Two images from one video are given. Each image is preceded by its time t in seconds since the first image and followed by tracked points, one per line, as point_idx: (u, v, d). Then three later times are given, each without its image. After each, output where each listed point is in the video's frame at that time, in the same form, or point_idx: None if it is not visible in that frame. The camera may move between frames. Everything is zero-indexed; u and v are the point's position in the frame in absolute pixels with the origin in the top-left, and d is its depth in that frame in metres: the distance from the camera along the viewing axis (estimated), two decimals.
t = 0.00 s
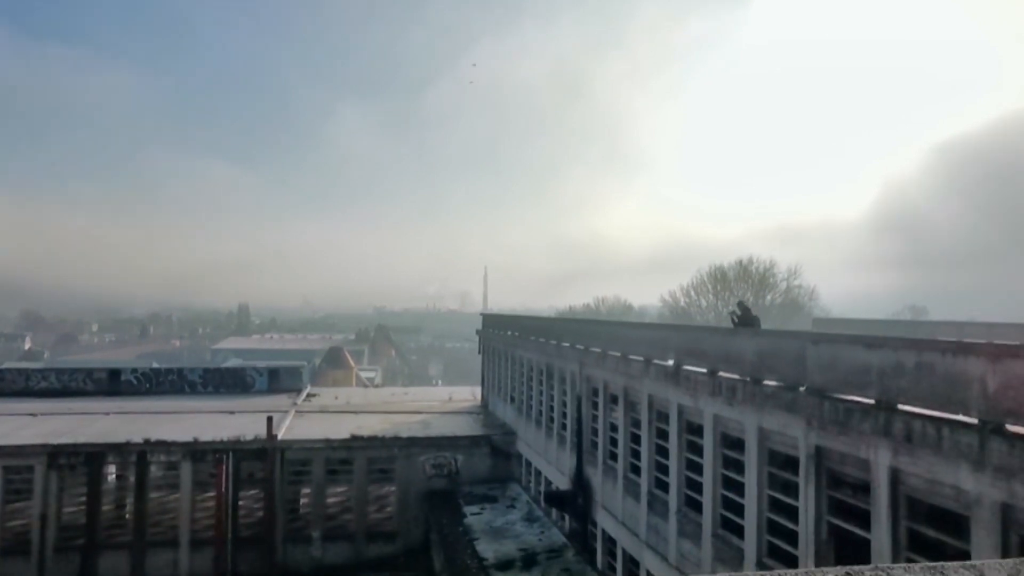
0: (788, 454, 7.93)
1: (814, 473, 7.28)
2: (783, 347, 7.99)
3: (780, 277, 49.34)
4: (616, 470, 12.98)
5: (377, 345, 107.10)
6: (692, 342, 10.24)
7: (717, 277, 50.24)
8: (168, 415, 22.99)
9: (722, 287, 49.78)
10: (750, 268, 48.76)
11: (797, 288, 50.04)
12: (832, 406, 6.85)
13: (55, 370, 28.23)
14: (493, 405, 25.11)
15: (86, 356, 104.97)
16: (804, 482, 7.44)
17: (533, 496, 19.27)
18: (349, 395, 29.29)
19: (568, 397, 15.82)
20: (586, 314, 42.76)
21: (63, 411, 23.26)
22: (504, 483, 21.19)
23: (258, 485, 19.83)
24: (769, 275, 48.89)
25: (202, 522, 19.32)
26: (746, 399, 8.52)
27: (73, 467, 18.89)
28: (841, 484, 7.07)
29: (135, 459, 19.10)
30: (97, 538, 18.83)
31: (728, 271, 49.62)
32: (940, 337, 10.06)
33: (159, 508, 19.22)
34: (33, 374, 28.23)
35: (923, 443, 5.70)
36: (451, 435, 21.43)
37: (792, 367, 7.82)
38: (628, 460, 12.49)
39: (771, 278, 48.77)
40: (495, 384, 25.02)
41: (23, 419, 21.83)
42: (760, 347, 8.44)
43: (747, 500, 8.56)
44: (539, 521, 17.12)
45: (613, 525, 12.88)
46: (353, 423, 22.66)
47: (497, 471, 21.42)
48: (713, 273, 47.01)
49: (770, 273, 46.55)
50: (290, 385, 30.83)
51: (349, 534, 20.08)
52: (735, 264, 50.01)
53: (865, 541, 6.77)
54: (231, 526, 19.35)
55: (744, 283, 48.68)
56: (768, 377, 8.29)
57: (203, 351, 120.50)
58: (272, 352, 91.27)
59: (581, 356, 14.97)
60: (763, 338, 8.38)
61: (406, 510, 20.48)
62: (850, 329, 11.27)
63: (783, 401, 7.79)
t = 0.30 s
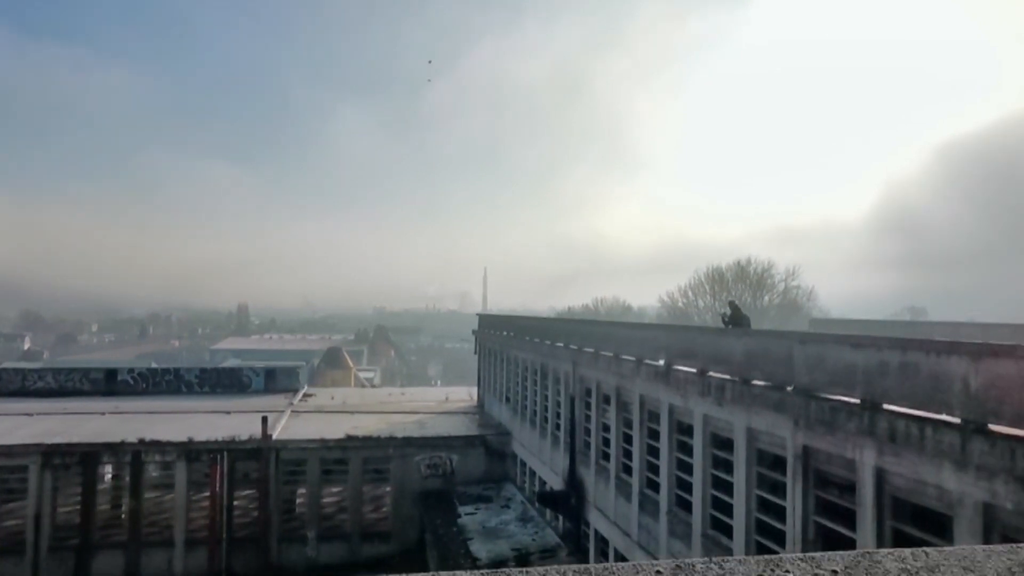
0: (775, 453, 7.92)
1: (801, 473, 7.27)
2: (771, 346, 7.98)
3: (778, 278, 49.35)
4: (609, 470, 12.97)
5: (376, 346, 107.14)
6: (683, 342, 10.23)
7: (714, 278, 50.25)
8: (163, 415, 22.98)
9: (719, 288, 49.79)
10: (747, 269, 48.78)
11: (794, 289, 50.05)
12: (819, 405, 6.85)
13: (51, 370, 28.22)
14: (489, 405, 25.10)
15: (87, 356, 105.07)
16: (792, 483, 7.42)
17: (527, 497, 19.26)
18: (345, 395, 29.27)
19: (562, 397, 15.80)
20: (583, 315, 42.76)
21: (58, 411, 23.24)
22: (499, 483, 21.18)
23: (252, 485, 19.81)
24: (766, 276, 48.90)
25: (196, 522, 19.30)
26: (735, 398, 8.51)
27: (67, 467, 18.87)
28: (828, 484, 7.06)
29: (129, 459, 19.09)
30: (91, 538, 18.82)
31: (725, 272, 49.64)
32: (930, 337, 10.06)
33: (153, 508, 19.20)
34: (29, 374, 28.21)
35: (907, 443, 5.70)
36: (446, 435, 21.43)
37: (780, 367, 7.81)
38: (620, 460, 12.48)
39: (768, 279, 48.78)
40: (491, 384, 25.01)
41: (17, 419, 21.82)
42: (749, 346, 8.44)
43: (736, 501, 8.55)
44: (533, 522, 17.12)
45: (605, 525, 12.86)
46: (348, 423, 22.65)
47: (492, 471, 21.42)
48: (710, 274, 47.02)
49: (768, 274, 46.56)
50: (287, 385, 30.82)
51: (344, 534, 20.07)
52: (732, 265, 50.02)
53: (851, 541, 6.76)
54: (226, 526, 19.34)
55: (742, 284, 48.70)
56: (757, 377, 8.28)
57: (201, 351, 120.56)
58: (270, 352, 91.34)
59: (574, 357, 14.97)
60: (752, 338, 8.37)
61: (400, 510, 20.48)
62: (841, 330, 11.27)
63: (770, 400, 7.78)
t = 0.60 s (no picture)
0: (764, 455, 7.86)
1: (789, 475, 7.21)
2: (760, 348, 7.92)
3: (776, 279, 49.32)
4: (601, 472, 12.91)
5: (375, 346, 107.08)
6: (674, 342, 10.17)
7: (713, 279, 50.23)
8: (157, 415, 22.93)
9: (718, 288, 49.75)
10: (746, 270, 48.73)
11: (793, 289, 50.00)
12: (806, 407, 6.80)
13: (47, 371, 28.17)
14: (485, 406, 25.03)
15: (87, 356, 105.06)
16: (780, 485, 7.36)
17: (522, 498, 19.21)
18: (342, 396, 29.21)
19: (556, 398, 15.73)
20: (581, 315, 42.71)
21: (52, 411, 23.20)
22: (494, 484, 21.12)
23: (246, 486, 19.75)
24: (765, 276, 48.86)
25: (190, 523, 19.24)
26: (724, 400, 8.46)
27: (60, 467, 18.82)
28: (816, 487, 7.01)
29: (123, 459, 19.02)
30: (85, 539, 18.76)
31: (724, 273, 49.61)
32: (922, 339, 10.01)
33: (147, 509, 19.13)
34: (25, 374, 28.17)
35: (893, 445, 5.64)
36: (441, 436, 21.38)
37: (769, 368, 7.75)
38: (612, 462, 12.42)
39: (767, 280, 48.73)
40: (487, 385, 24.95)
41: (12, 420, 21.77)
42: (738, 348, 8.37)
43: (726, 503, 8.49)
44: (527, 523, 17.05)
45: (598, 527, 12.80)
46: (344, 424, 22.60)
47: (487, 472, 21.37)
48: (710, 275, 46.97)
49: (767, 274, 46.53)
50: (283, 386, 30.75)
51: (338, 535, 20.01)
52: (731, 266, 49.98)
53: (839, 545, 6.70)
54: (220, 527, 19.27)
55: (741, 284, 48.65)
56: (746, 378, 8.23)
57: (201, 351, 120.50)
58: (270, 352, 91.33)
59: (568, 357, 14.92)
60: (741, 339, 8.31)
61: (395, 511, 20.42)
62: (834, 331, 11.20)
63: (759, 402, 7.73)
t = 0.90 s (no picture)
0: (753, 456, 7.83)
1: (777, 476, 7.18)
2: (748, 348, 7.89)
3: (775, 279, 49.28)
4: (594, 472, 12.88)
5: (374, 346, 107.07)
6: (665, 342, 10.14)
7: (712, 280, 50.20)
8: (153, 416, 22.90)
9: (717, 289, 49.71)
10: (745, 270, 48.70)
11: (792, 290, 49.96)
12: (793, 408, 6.77)
13: (43, 371, 28.16)
14: (481, 407, 24.99)
15: (87, 356, 105.06)
16: (767, 486, 7.33)
17: (517, 499, 19.17)
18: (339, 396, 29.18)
19: (550, 399, 15.70)
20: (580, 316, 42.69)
21: (47, 412, 23.17)
22: (489, 485, 21.09)
23: (241, 486, 19.71)
24: (764, 277, 48.83)
25: (184, 523, 19.20)
26: (713, 401, 8.43)
27: (54, 468, 18.79)
28: (803, 488, 6.97)
29: (117, 460, 18.99)
30: (79, 540, 18.73)
31: (723, 273, 49.58)
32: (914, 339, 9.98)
33: (141, 510, 19.09)
34: (21, 375, 28.14)
35: (877, 447, 5.61)
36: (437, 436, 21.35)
37: (757, 369, 7.72)
38: (605, 463, 12.39)
39: (766, 280, 48.69)
40: (483, 385, 24.93)
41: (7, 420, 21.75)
42: (727, 348, 8.35)
43: (715, 504, 8.46)
44: (521, 524, 17.00)
45: (590, 528, 12.76)
46: (339, 424, 22.57)
47: (482, 472, 21.33)
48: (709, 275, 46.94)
49: (766, 275, 46.44)
50: (280, 386, 30.72)
51: (333, 536, 19.97)
52: (730, 266, 49.94)
53: (825, 546, 6.66)
54: (214, 527, 19.23)
55: (740, 285, 48.60)
56: (735, 379, 8.20)
57: (200, 352, 120.46)
58: (269, 352, 91.32)
59: (561, 358, 14.89)
60: (730, 339, 8.28)
61: (390, 512, 20.38)
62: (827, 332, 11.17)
63: (747, 403, 7.69)
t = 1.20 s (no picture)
0: (740, 457, 7.83)
1: (762, 477, 7.18)
2: (735, 349, 7.90)
3: (774, 279, 49.28)
4: (586, 472, 12.89)
5: (374, 346, 107.09)
6: (654, 342, 10.15)
7: (710, 279, 50.21)
8: (148, 416, 22.91)
9: (716, 289, 49.70)
10: (743, 270, 48.70)
11: (790, 290, 49.97)
12: (777, 409, 6.77)
13: (40, 371, 28.17)
14: (477, 407, 25.01)
15: (86, 356, 105.09)
16: (753, 487, 7.33)
17: (512, 499, 19.18)
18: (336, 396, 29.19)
19: (543, 399, 15.71)
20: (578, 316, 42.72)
21: (43, 411, 23.18)
22: (484, 485, 21.09)
23: (236, 486, 19.72)
24: (763, 277, 48.84)
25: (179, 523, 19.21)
26: (701, 401, 8.43)
27: (49, 467, 18.81)
28: (788, 488, 6.98)
29: (112, 460, 18.99)
30: (74, 539, 18.74)
31: (721, 273, 49.58)
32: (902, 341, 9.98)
33: (136, 509, 19.11)
34: (18, 374, 28.16)
35: (859, 447, 5.61)
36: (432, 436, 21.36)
37: (744, 369, 7.72)
38: (596, 462, 12.40)
39: (765, 280, 48.70)
40: (479, 385, 24.94)
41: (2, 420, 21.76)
42: (715, 348, 8.35)
43: (703, 504, 8.46)
44: (515, 524, 17.00)
45: (582, 527, 12.77)
46: (335, 424, 22.59)
47: (478, 472, 21.34)
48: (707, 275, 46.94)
49: (764, 275, 46.48)
50: (277, 386, 30.73)
51: (328, 535, 19.98)
52: (728, 266, 49.93)
53: (810, 546, 6.67)
54: (209, 527, 19.24)
55: (738, 285, 48.60)
56: (722, 379, 8.20)
57: (200, 351, 120.47)
58: (268, 352, 91.36)
59: (554, 358, 14.91)
60: (717, 339, 8.29)
61: (385, 512, 20.40)
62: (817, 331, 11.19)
63: (733, 403, 7.70)
